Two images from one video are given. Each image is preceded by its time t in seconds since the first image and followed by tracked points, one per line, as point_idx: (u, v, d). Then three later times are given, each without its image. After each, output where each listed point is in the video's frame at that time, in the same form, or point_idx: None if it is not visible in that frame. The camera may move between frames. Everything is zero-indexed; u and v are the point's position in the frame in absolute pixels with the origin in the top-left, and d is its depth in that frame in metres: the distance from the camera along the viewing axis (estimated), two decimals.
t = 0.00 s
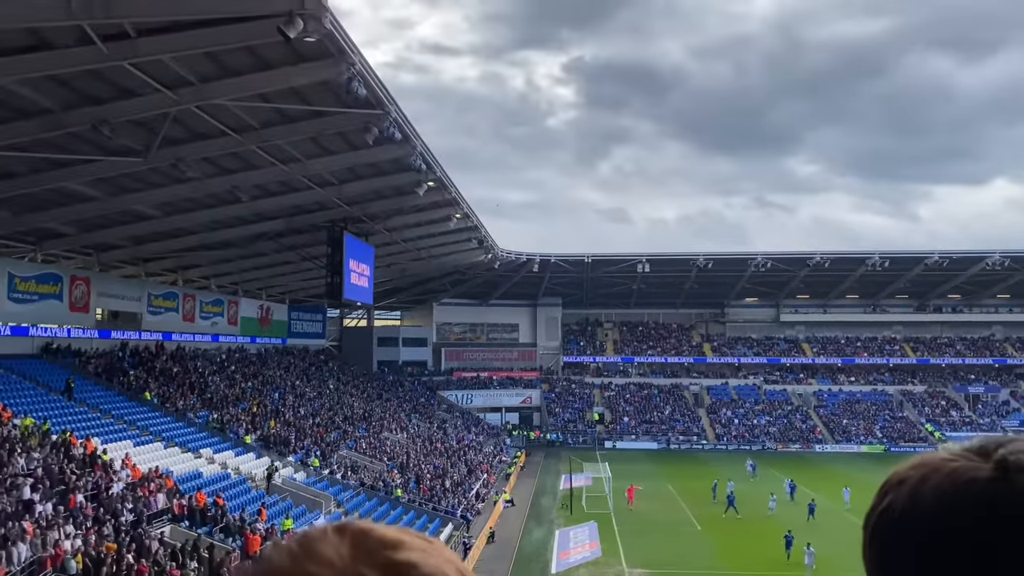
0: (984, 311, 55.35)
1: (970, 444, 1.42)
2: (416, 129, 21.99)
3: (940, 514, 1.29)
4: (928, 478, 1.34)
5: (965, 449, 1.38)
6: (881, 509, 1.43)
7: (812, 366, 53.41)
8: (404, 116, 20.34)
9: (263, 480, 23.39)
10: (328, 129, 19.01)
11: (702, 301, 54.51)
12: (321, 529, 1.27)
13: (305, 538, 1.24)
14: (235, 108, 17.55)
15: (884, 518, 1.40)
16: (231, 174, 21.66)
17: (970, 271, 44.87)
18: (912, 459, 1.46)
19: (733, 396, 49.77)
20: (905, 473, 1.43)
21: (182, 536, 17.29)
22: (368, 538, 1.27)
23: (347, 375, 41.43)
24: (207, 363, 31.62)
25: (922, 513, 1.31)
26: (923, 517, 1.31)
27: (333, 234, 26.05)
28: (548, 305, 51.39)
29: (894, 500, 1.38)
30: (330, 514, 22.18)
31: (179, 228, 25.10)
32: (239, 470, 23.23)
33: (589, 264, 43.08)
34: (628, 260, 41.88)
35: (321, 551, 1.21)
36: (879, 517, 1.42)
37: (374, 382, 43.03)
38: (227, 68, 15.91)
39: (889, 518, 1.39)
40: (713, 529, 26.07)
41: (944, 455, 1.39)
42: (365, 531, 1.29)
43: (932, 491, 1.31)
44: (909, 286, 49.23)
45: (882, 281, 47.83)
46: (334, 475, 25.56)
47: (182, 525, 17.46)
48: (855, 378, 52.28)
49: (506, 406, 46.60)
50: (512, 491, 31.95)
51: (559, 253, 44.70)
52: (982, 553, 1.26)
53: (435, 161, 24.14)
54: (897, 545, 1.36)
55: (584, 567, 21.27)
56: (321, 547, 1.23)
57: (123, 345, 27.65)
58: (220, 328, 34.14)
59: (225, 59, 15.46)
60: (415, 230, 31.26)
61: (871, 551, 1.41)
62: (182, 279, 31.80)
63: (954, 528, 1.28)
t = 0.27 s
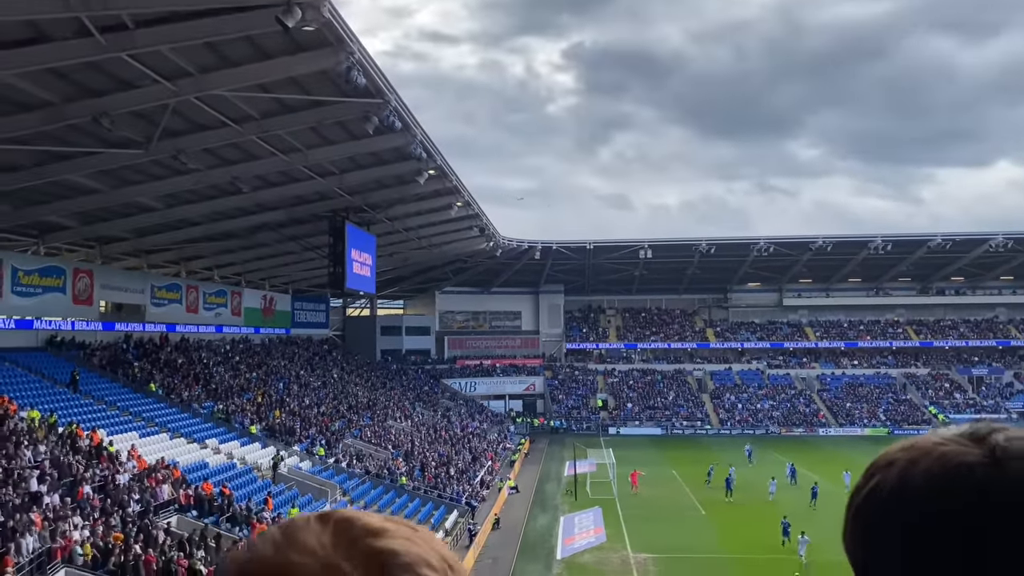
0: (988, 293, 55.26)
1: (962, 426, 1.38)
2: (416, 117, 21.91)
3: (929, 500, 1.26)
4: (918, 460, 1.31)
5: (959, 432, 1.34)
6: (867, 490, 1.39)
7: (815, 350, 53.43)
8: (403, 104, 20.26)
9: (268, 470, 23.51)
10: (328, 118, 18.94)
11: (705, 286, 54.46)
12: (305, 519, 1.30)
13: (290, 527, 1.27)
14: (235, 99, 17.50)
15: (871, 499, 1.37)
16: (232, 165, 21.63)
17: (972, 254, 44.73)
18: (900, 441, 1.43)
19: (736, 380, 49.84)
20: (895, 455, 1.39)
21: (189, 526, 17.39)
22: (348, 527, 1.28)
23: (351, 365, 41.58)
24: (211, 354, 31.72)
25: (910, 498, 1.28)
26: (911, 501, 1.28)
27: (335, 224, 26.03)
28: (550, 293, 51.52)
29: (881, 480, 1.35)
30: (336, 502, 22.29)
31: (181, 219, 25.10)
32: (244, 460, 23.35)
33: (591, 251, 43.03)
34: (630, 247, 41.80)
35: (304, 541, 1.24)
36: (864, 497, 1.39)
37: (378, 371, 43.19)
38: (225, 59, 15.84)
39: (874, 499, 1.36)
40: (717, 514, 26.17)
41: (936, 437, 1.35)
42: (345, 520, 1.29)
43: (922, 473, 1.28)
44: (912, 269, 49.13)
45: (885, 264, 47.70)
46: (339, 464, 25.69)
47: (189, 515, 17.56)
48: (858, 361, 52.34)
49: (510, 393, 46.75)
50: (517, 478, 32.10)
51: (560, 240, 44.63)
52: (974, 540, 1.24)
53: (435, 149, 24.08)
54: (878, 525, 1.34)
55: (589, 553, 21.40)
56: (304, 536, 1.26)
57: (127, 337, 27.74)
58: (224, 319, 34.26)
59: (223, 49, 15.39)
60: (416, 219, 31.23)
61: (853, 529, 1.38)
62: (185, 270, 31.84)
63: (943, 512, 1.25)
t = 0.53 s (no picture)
0: (984, 279, 55.44)
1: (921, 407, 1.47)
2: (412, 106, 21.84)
3: (887, 477, 1.35)
4: (878, 440, 1.40)
5: (917, 412, 1.43)
6: (830, 471, 1.49)
7: (813, 337, 53.63)
8: (399, 93, 20.18)
9: (268, 460, 23.58)
10: (324, 108, 18.86)
11: (702, 274, 54.52)
12: (256, 496, 1.31)
13: (242, 501, 1.29)
14: (230, 90, 17.42)
15: (832, 478, 1.47)
16: (227, 156, 21.55)
17: (968, 239, 44.84)
18: (862, 423, 1.52)
19: (733, 367, 50.13)
20: (857, 435, 1.49)
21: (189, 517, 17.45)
22: (303, 503, 1.29)
23: (350, 355, 41.65)
24: (209, 345, 31.70)
25: (871, 478, 1.38)
26: (871, 479, 1.38)
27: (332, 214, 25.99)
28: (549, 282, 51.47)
29: (844, 462, 1.44)
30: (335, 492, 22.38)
31: (177, 210, 25.03)
32: (244, 450, 23.41)
33: (588, 239, 43.03)
34: (627, 235, 41.82)
35: (253, 516, 1.24)
36: (828, 475, 1.49)
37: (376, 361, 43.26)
38: (220, 48, 15.75)
39: (837, 480, 1.45)
40: (715, 499, 26.35)
41: (896, 419, 1.43)
42: (298, 495, 1.32)
43: (881, 452, 1.37)
44: (909, 256, 49.27)
45: (882, 251, 47.79)
46: (338, 453, 25.79)
47: (188, 506, 17.62)
48: (855, 348, 52.58)
49: (509, 382, 46.84)
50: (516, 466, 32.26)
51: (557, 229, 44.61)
52: (927, 519, 1.33)
53: (432, 138, 24.02)
54: (840, 504, 1.44)
55: (589, 539, 21.56)
56: (255, 511, 1.26)
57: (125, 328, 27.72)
58: (222, 309, 34.28)
59: (217, 39, 15.30)
60: (413, 208, 31.18)
61: (819, 510, 1.48)
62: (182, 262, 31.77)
63: (898, 492, 1.35)
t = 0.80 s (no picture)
0: (977, 274, 55.62)
1: (903, 405, 1.54)
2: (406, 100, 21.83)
3: (869, 469, 1.42)
4: (861, 435, 1.46)
5: (900, 409, 1.51)
6: (813, 463, 1.57)
7: (807, 331, 53.75)
8: (393, 88, 20.17)
9: (262, 455, 23.59)
10: (318, 102, 18.82)
11: (697, 269, 54.55)
12: (254, 493, 1.39)
13: (238, 500, 1.35)
14: (223, 84, 17.38)
15: (815, 473, 1.54)
16: (221, 151, 21.50)
17: (962, 234, 44.98)
18: (847, 417, 1.59)
19: (727, 362, 50.23)
20: (841, 429, 1.55)
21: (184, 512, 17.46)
22: (299, 500, 1.36)
23: (345, 350, 41.63)
24: (203, 340, 31.63)
25: (853, 471, 1.45)
26: (854, 472, 1.44)
27: (326, 209, 25.95)
28: (544, 277, 51.64)
29: (828, 456, 1.51)
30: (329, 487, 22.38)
31: (171, 205, 24.96)
32: (238, 446, 23.41)
33: (583, 234, 43.00)
34: (621, 230, 41.81)
35: (252, 513, 1.32)
36: (812, 470, 1.56)
37: (371, 356, 43.25)
38: (213, 43, 15.71)
39: (821, 472, 1.52)
40: (708, 494, 26.42)
41: (881, 415, 1.50)
42: (294, 493, 1.38)
43: (864, 446, 1.44)
44: (902, 250, 49.38)
45: (875, 245, 47.88)
46: (332, 449, 25.80)
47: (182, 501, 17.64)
48: (848, 342, 52.72)
49: (504, 376, 46.78)
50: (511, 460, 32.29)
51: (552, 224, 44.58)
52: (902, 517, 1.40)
53: (426, 133, 24.01)
54: (824, 497, 1.50)
55: (583, 533, 21.64)
56: (255, 508, 1.33)
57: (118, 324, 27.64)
58: (215, 305, 34.24)
59: (211, 33, 15.24)
60: (408, 203, 31.17)
61: (804, 502, 1.55)
62: (176, 256, 31.67)
63: (882, 489, 1.41)
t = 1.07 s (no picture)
0: (970, 275, 55.78)
1: (903, 406, 1.53)
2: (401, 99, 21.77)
3: (867, 469, 1.40)
4: (859, 434, 1.44)
5: (898, 409, 1.49)
6: (811, 464, 1.55)
7: (800, 331, 53.84)
8: (388, 86, 20.12)
9: (255, 454, 23.52)
10: (312, 100, 18.76)
11: (691, 269, 54.54)
12: (273, 488, 1.39)
13: (257, 494, 1.36)
14: (217, 81, 17.31)
15: (813, 473, 1.52)
16: (215, 148, 21.42)
17: (956, 235, 45.10)
18: (845, 417, 1.57)
19: (721, 362, 50.26)
20: (839, 429, 1.54)
21: (176, 510, 17.39)
22: (316, 496, 1.37)
23: (339, 349, 41.54)
24: (196, 338, 31.51)
25: (851, 470, 1.43)
26: (851, 472, 1.42)
27: (320, 207, 25.88)
28: (538, 276, 52.08)
29: (826, 455, 1.49)
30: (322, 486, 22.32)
31: (164, 202, 24.85)
32: (231, 444, 23.34)
33: (578, 233, 42.97)
34: (616, 230, 41.78)
35: (272, 505, 1.32)
36: (810, 470, 1.54)
37: (364, 355, 43.17)
38: (208, 40, 15.65)
39: (820, 471, 1.50)
40: (702, 494, 26.43)
41: (878, 415, 1.49)
42: (312, 488, 1.39)
43: (863, 446, 1.42)
44: (896, 251, 49.48)
45: (869, 246, 47.96)
46: (325, 447, 25.73)
47: (175, 500, 17.57)
48: (842, 343, 52.84)
49: (498, 376, 46.97)
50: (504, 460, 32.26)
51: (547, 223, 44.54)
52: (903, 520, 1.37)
53: (421, 131, 23.96)
54: (823, 498, 1.48)
55: (576, 533, 21.64)
56: (272, 502, 1.34)
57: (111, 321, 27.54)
58: (209, 303, 34.17)
59: (205, 30, 15.18)
60: (402, 202, 31.10)
61: (801, 503, 1.53)
62: (169, 254, 31.55)
63: (881, 489, 1.39)
